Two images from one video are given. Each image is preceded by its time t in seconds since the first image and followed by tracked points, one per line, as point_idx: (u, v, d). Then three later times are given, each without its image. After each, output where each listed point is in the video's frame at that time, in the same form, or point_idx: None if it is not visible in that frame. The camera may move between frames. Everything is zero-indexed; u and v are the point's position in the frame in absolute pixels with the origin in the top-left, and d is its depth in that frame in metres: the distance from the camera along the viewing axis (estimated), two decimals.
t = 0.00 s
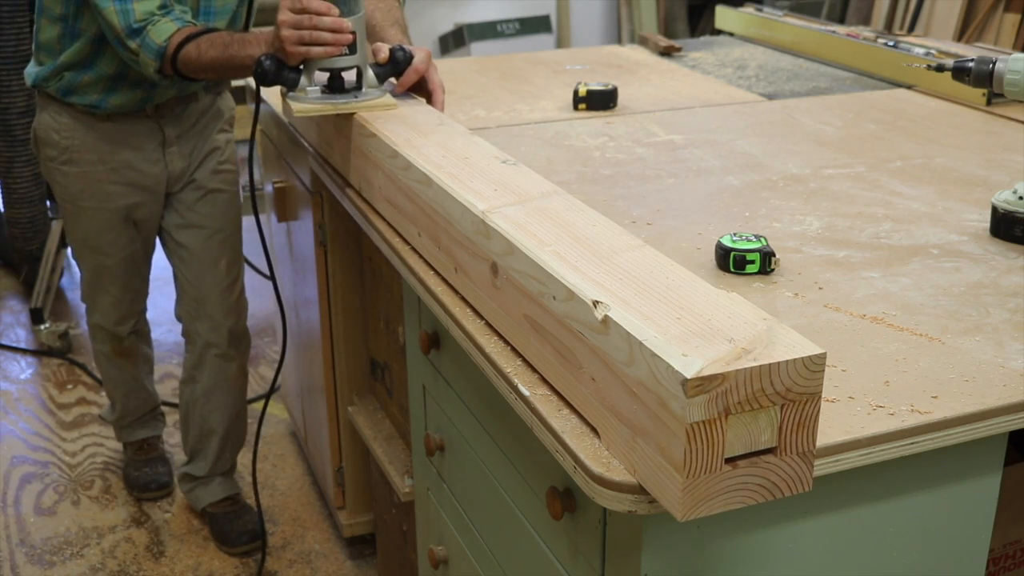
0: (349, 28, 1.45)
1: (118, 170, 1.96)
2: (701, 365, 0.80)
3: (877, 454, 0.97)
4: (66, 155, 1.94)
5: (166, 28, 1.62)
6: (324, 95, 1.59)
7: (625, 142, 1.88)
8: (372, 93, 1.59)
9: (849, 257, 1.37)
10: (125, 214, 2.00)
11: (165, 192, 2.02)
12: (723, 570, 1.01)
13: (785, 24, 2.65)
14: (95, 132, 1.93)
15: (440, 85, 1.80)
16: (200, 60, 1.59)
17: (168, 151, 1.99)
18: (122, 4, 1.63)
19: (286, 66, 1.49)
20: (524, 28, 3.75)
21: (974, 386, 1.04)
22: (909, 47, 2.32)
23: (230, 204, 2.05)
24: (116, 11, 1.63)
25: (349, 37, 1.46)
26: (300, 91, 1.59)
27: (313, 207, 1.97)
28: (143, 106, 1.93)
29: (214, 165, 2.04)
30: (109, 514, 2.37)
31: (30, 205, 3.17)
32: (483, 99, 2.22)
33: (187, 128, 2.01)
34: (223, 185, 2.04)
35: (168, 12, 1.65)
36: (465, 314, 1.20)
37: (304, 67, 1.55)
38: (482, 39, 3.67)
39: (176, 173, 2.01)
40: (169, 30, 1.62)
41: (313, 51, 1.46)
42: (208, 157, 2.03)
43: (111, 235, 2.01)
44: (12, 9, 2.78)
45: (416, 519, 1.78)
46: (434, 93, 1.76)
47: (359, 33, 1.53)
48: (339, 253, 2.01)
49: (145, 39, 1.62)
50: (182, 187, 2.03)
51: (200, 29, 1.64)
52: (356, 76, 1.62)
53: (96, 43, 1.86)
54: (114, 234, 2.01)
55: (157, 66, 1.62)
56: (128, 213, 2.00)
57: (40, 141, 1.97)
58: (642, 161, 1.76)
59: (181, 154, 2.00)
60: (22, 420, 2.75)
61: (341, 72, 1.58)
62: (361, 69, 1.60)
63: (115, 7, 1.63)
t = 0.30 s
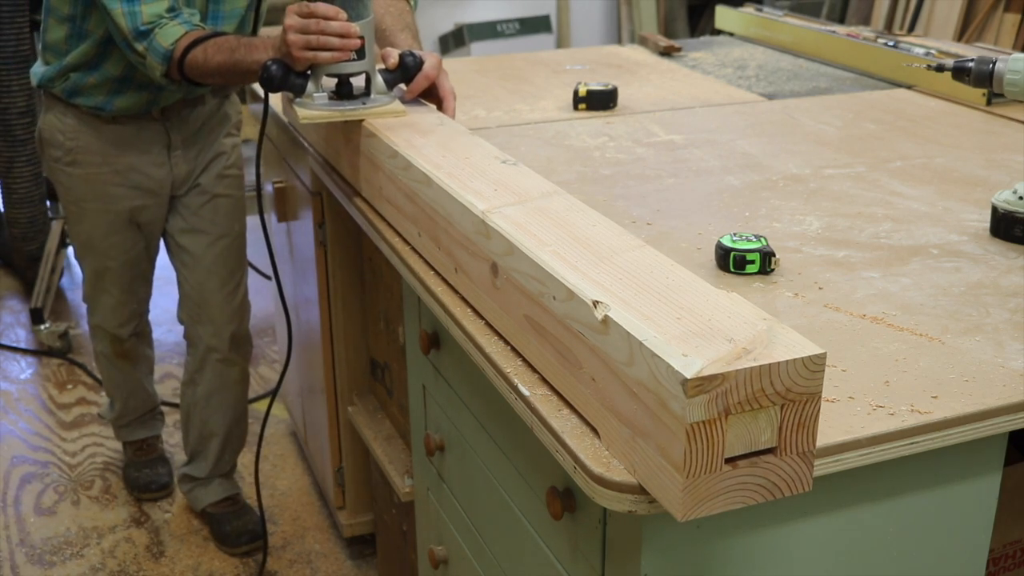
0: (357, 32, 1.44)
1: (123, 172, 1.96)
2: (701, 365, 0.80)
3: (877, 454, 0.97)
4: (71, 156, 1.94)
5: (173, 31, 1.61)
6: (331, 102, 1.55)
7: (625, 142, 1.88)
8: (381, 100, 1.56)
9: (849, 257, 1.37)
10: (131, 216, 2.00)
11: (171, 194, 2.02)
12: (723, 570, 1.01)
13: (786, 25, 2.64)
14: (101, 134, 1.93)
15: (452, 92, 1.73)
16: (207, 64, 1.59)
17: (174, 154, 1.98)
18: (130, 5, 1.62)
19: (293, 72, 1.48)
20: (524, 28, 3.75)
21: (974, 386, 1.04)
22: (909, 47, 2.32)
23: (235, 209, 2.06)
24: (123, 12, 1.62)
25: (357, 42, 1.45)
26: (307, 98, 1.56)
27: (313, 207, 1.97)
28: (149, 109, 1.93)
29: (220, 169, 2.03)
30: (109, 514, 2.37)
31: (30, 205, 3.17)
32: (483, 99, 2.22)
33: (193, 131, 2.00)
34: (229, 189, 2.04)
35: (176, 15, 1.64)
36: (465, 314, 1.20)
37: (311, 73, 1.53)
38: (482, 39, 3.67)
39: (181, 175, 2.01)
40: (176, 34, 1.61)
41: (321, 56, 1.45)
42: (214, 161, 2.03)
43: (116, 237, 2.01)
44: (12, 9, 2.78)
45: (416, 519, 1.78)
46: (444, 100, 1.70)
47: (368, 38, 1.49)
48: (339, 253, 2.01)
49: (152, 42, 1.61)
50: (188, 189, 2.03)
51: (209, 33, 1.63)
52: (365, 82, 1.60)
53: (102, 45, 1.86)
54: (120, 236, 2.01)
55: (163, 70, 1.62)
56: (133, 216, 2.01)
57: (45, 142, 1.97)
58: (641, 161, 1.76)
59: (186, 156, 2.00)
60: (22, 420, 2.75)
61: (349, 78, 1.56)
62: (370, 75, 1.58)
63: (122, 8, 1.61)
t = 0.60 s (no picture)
0: (365, 37, 1.40)
1: (136, 175, 1.92)
2: (701, 365, 0.80)
3: (877, 454, 0.97)
4: (82, 158, 1.90)
5: (180, 34, 1.57)
6: (339, 108, 1.53)
7: (625, 142, 1.88)
8: (390, 107, 1.54)
9: (849, 257, 1.37)
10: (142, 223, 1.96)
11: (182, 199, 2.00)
12: (723, 569, 1.01)
13: (786, 24, 2.64)
14: (114, 136, 1.90)
15: (462, 99, 1.71)
16: (213, 68, 1.54)
17: (187, 155, 1.97)
18: (138, 6, 1.58)
19: (300, 77, 1.44)
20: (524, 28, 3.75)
21: (974, 386, 1.04)
22: (909, 47, 2.32)
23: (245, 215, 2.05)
24: (131, 13, 1.58)
25: (365, 47, 1.41)
26: (314, 103, 1.54)
27: (314, 208, 1.97)
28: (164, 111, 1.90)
29: (232, 175, 2.02)
30: (109, 514, 2.37)
31: (30, 205, 3.17)
32: (483, 99, 2.22)
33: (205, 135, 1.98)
34: (241, 195, 2.04)
35: (185, 17, 1.60)
36: (465, 314, 1.20)
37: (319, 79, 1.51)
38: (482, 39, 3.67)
39: (193, 177, 1.99)
40: (184, 36, 1.57)
41: (328, 61, 1.41)
42: (226, 167, 2.02)
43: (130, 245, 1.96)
44: (12, 9, 2.80)
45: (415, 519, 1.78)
46: (455, 107, 1.68)
47: (376, 44, 1.46)
48: (339, 253, 2.01)
49: (159, 44, 1.58)
50: (200, 194, 2.01)
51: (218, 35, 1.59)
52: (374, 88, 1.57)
53: (114, 47, 1.80)
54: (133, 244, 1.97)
55: (170, 73, 1.58)
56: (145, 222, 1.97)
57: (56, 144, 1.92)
58: (642, 161, 1.76)
59: (197, 158, 1.99)
60: (22, 420, 2.75)
61: (357, 84, 1.53)
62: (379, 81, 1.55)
63: (130, 9, 1.58)
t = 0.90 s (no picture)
0: (374, 43, 1.36)
1: (155, 170, 1.81)
2: (701, 365, 0.80)
3: (878, 454, 0.97)
4: (98, 155, 1.78)
5: (186, 35, 1.51)
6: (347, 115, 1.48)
7: (625, 142, 1.88)
8: (400, 114, 1.50)
9: (849, 257, 1.37)
10: (161, 218, 1.85)
11: (195, 202, 1.91)
12: (722, 570, 1.01)
13: (786, 24, 2.65)
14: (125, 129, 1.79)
15: (474, 104, 1.67)
16: (219, 71, 1.48)
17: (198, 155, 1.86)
18: (143, 7, 1.52)
19: (308, 83, 1.40)
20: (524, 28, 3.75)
21: (974, 386, 1.04)
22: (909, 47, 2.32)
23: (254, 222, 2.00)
24: (136, 14, 1.52)
25: (374, 53, 1.37)
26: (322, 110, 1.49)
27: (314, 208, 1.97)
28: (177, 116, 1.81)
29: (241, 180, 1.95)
30: (109, 514, 2.37)
31: (30, 205, 3.16)
32: (483, 99, 2.22)
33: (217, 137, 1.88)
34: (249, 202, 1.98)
35: (191, 18, 1.55)
36: (465, 314, 1.20)
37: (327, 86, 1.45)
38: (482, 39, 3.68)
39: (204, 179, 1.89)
40: (190, 38, 1.51)
41: (337, 67, 1.36)
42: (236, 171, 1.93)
43: (153, 244, 1.83)
44: (12, 9, 2.80)
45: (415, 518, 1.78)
46: (467, 113, 1.64)
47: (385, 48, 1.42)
48: (339, 253, 2.01)
49: (164, 46, 1.52)
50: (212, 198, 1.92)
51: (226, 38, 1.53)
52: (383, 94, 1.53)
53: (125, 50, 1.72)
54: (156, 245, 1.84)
55: (175, 75, 1.52)
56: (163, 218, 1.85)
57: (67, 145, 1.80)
58: (642, 161, 1.76)
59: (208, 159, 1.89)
60: (22, 420, 2.75)
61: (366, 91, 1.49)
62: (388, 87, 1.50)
63: (135, 10, 1.52)
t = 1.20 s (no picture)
0: (386, 49, 1.34)
1: (157, 180, 1.78)
2: (702, 365, 0.80)
3: (878, 453, 0.97)
4: (99, 166, 1.75)
5: (190, 44, 1.48)
6: (358, 123, 1.46)
7: (625, 142, 1.88)
8: (411, 122, 1.47)
9: (849, 257, 1.37)
10: (163, 229, 1.81)
11: (199, 216, 1.87)
12: (722, 570, 1.01)
13: (786, 24, 2.65)
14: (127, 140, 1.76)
15: (488, 111, 1.62)
16: (225, 80, 1.45)
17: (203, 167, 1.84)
18: (145, 15, 1.48)
19: (317, 90, 1.37)
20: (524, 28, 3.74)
21: (974, 386, 1.04)
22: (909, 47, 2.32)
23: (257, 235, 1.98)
24: (138, 22, 1.49)
25: (386, 59, 1.35)
26: (331, 118, 1.47)
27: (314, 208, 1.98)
28: (181, 124, 1.79)
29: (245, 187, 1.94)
30: (109, 514, 2.37)
31: (30, 205, 3.16)
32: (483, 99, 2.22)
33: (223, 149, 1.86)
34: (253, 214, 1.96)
35: (195, 27, 1.51)
36: (465, 314, 1.20)
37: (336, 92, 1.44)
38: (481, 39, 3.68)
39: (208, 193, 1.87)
40: (194, 46, 1.48)
41: (347, 74, 1.35)
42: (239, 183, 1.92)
43: (155, 258, 1.79)
44: (12, 9, 2.79)
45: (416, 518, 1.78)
46: (480, 121, 1.59)
47: (398, 55, 1.39)
48: (340, 253, 2.01)
49: (168, 55, 1.48)
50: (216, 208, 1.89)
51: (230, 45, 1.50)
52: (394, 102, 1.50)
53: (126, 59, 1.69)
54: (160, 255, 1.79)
55: (180, 85, 1.49)
56: (166, 229, 1.81)
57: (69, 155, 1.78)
58: (642, 161, 1.76)
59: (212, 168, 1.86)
60: (22, 420, 2.75)
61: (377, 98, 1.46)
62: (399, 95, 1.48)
63: (137, 19, 1.48)
